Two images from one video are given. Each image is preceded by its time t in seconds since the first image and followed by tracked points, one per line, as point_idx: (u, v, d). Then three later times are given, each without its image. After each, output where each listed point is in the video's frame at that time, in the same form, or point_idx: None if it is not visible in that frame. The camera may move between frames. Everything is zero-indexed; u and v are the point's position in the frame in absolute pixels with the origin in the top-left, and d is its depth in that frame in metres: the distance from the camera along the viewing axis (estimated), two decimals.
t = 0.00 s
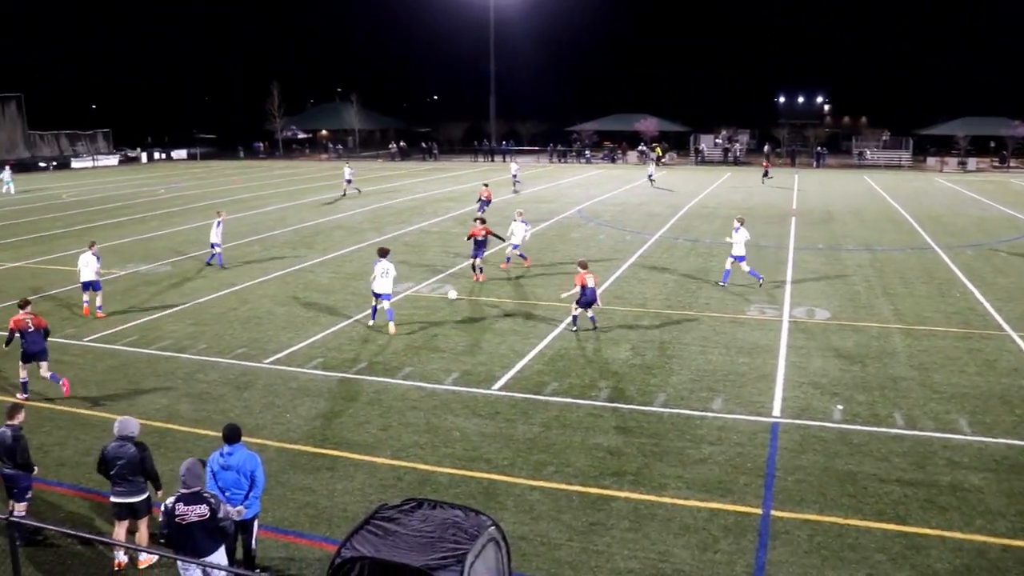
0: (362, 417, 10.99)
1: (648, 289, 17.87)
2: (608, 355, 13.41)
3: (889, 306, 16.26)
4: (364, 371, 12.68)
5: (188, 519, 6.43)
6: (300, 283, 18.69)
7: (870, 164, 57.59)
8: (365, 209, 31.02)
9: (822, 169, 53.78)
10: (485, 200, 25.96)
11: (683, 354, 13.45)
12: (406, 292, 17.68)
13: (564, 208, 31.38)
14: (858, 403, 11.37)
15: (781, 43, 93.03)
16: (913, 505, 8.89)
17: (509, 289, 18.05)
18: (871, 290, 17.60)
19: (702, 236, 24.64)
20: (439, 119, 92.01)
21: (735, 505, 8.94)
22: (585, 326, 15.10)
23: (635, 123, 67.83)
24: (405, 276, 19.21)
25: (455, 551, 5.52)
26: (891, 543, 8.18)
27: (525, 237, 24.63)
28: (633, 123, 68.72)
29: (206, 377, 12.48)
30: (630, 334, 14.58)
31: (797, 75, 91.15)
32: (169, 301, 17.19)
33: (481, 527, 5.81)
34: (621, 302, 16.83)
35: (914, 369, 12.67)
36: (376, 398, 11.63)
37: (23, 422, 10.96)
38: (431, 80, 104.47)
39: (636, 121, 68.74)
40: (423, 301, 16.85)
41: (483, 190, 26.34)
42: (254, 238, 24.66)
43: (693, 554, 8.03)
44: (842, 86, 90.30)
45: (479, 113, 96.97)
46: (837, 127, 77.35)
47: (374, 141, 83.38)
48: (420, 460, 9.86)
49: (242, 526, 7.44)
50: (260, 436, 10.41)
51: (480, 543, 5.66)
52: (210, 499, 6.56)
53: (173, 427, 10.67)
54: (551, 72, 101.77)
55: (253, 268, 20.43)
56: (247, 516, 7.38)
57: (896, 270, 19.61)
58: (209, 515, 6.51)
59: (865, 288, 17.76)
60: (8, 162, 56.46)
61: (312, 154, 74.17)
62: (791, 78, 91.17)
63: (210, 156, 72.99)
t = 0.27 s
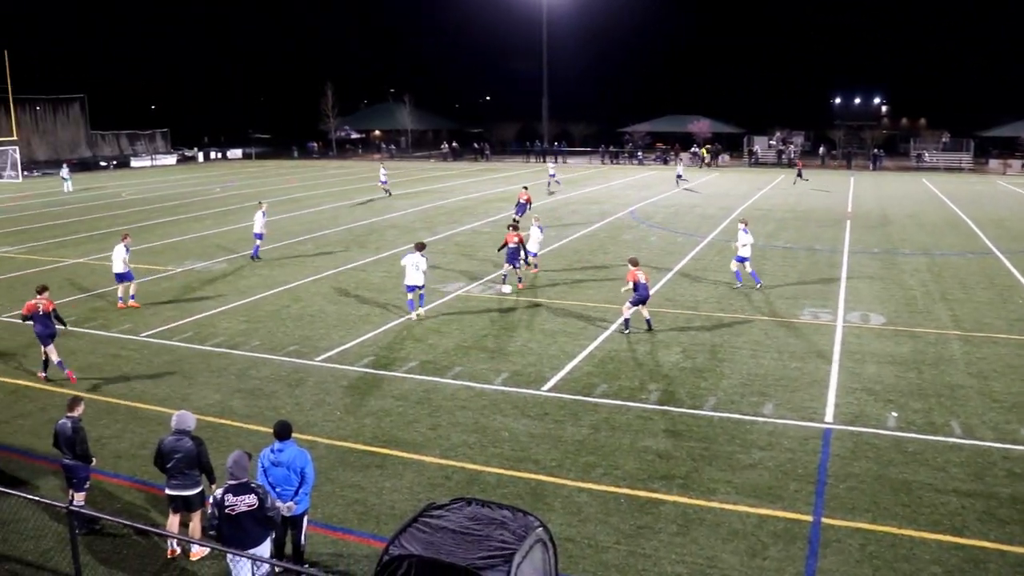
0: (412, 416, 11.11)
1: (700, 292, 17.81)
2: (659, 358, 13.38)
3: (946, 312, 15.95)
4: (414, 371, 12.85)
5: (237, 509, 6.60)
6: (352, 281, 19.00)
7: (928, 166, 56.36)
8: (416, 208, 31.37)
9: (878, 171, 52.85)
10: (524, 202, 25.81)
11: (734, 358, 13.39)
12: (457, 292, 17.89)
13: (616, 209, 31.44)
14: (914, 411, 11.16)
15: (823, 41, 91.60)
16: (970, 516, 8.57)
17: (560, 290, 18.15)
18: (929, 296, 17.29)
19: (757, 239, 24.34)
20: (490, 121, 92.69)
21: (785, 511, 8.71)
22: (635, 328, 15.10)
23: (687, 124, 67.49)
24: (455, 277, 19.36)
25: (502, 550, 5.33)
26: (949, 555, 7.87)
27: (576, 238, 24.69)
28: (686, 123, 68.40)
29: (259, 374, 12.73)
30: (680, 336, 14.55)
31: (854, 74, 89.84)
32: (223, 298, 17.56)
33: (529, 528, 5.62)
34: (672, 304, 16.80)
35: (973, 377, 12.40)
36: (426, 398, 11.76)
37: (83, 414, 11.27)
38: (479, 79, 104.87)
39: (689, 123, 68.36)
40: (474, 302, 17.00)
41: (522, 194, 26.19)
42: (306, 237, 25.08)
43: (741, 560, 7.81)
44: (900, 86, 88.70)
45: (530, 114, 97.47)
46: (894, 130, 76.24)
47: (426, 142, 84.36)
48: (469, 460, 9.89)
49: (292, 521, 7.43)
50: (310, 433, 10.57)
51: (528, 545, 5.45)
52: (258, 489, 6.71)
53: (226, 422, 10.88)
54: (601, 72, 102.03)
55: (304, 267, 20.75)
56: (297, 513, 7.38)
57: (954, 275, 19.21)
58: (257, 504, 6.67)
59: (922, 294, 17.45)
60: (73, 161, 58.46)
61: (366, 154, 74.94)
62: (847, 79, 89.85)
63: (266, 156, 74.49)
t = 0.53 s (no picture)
0: (432, 415, 11.15)
1: (720, 292, 17.75)
2: (679, 359, 13.36)
3: (971, 314, 15.80)
4: (434, 370, 12.91)
5: (258, 504, 6.65)
6: (372, 281, 19.09)
7: (954, 167, 55.70)
8: (435, 208, 31.45)
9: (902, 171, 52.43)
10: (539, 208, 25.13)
11: (755, 359, 13.32)
12: (477, 292, 17.97)
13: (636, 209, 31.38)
14: (937, 414, 11.06)
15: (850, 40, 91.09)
16: (994, 521, 8.46)
17: (579, 290, 18.15)
18: (953, 298, 17.12)
19: (778, 240, 24.23)
20: (511, 122, 92.83)
21: (806, 513, 8.65)
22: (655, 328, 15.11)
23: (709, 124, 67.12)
24: (474, 277, 19.40)
25: (521, 550, 5.33)
26: (972, 560, 7.77)
27: (596, 238, 24.69)
28: (707, 124, 68.12)
29: (280, 372, 12.81)
30: (700, 337, 14.53)
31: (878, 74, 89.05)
32: (245, 297, 17.67)
33: (548, 528, 5.60)
34: (692, 305, 16.76)
35: (998, 380, 12.27)
36: (445, 397, 11.79)
37: (105, 411, 11.38)
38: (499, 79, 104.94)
39: (711, 123, 68.10)
40: (494, 302, 17.03)
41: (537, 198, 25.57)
42: (327, 236, 25.19)
43: (761, 562, 7.76)
44: (925, 84, 87.70)
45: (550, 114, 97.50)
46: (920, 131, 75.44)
47: (447, 141, 84.68)
48: (488, 460, 9.91)
49: (311, 520, 7.46)
50: (330, 432, 10.63)
51: (548, 544, 5.46)
52: (279, 485, 6.78)
53: (247, 420, 10.95)
54: (621, 72, 102.02)
55: (324, 266, 20.85)
56: (316, 512, 7.40)
57: (980, 277, 19.00)
58: (276, 500, 6.71)
59: (946, 295, 17.30)
60: (97, 160, 59.09)
61: (388, 155, 75.34)
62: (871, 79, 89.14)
63: (288, 156, 74.96)
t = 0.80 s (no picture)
0: (439, 415, 11.16)
1: (727, 292, 17.75)
2: (686, 359, 13.35)
3: (979, 315, 15.77)
4: (441, 370, 12.92)
5: (260, 499, 6.68)
6: (379, 281, 19.10)
7: (962, 167, 55.54)
8: (442, 209, 31.48)
9: (910, 171, 52.28)
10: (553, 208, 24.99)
11: (762, 359, 13.31)
12: (484, 292, 17.98)
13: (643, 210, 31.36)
14: (945, 415, 11.04)
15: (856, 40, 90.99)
16: (1003, 522, 8.43)
17: (585, 290, 18.15)
18: (961, 298, 17.08)
19: (786, 240, 24.21)
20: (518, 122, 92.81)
21: (814, 514, 8.64)
22: (662, 328, 15.12)
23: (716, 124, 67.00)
24: (481, 277, 19.40)
25: (527, 551, 5.33)
26: (980, 561, 7.74)
27: (604, 238, 24.69)
28: (714, 124, 68.07)
29: (287, 372, 12.83)
30: (707, 337, 14.53)
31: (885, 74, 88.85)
32: (252, 297, 17.68)
33: (555, 528, 5.59)
34: (699, 305, 16.74)
35: (1006, 380, 12.24)
36: (452, 397, 11.80)
37: (113, 410, 11.41)
38: (506, 80, 105.02)
39: (718, 123, 68.01)
40: (501, 302, 17.05)
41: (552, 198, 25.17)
42: (334, 236, 25.20)
43: (768, 563, 7.75)
44: (932, 83, 87.46)
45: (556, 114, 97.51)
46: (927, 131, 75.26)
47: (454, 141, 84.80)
48: (495, 460, 9.91)
49: (317, 520, 7.47)
50: (337, 432, 10.64)
51: (555, 545, 5.45)
52: (281, 481, 6.80)
53: (253, 420, 10.97)
54: (628, 73, 102.07)
55: (331, 266, 20.88)
56: (323, 511, 7.41)
57: (988, 277, 18.95)
58: (277, 496, 6.72)
59: (953, 296, 17.27)
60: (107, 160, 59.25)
61: (395, 155, 75.40)
62: (877, 78, 88.97)
63: (295, 156, 75.07)
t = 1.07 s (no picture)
0: (438, 415, 11.15)
1: (727, 293, 17.75)
2: (686, 359, 13.35)
3: (978, 315, 15.77)
4: (440, 370, 12.92)
5: (242, 499, 6.67)
6: (378, 281, 19.09)
7: (961, 167, 55.54)
8: (442, 209, 31.48)
9: (910, 171, 52.27)
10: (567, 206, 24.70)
11: (762, 359, 13.31)
12: (483, 292, 17.98)
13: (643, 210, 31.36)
14: (945, 415, 11.04)
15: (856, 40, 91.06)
16: (1002, 522, 8.43)
17: (585, 290, 18.14)
18: (960, 298, 17.09)
19: (785, 240, 24.22)
20: (518, 122, 92.82)
21: (813, 514, 8.64)
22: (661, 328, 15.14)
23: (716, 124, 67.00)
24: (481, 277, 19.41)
25: (528, 551, 5.32)
26: (980, 562, 7.75)
27: (603, 238, 24.69)
28: (714, 124, 68.12)
29: (286, 372, 12.83)
30: (707, 337, 14.53)
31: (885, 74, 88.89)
32: (251, 297, 17.68)
33: (554, 529, 5.59)
34: (698, 305, 16.74)
35: (1006, 380, 12.24)
36: (451, 397, 11.80)
37: (113, 410, 11.41)
38: (506, 80, 105.10)
39: (718, 123, 68.02)
40: (500, 303, 17.05)
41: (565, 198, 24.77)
42: (334, 236, 25.20)
43: (768, 563, 7.75)
44: (932, 83, 87.47)
45: (556, 114, 97.53)
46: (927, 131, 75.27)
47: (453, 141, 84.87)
48: (495, 460, 9.91)
49: (316, 520, 7.47)
50: (336, 432, 10.63)
51: (554, 545, 5.45)
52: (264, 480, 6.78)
53: (253, 420, 10.97)
54: (628, 73, 102.15)
55: (331, 266, 20.88)
56: (320, 511, 7.41)
57: (987, 277, 18.96)
58: (261, 496, 6.71)
59: (953, 296, 17.27)
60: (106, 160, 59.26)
61: (394, 155, 75.40)
62: (877, 78, 89.01)
63: (295, 156, 75.06)
